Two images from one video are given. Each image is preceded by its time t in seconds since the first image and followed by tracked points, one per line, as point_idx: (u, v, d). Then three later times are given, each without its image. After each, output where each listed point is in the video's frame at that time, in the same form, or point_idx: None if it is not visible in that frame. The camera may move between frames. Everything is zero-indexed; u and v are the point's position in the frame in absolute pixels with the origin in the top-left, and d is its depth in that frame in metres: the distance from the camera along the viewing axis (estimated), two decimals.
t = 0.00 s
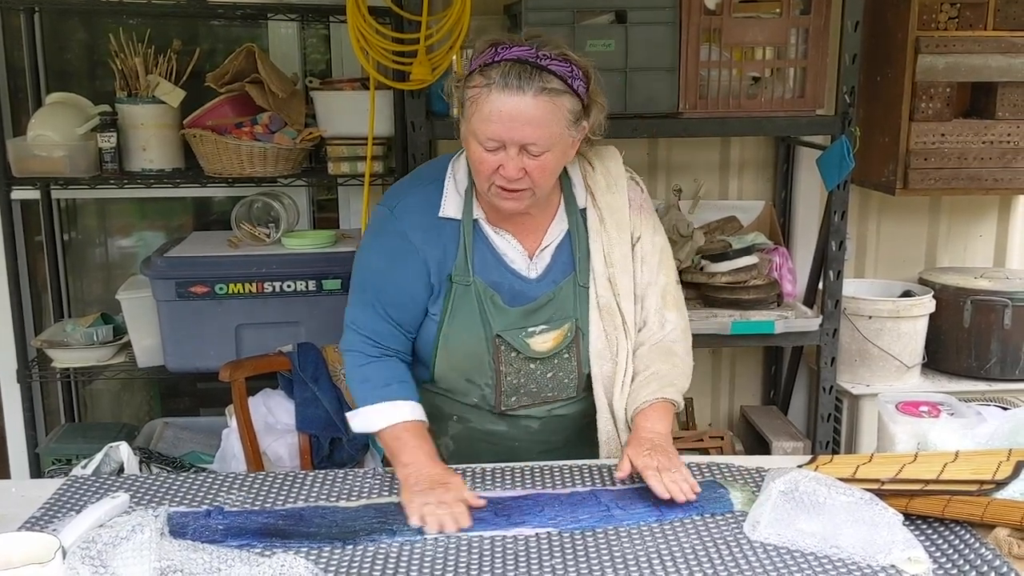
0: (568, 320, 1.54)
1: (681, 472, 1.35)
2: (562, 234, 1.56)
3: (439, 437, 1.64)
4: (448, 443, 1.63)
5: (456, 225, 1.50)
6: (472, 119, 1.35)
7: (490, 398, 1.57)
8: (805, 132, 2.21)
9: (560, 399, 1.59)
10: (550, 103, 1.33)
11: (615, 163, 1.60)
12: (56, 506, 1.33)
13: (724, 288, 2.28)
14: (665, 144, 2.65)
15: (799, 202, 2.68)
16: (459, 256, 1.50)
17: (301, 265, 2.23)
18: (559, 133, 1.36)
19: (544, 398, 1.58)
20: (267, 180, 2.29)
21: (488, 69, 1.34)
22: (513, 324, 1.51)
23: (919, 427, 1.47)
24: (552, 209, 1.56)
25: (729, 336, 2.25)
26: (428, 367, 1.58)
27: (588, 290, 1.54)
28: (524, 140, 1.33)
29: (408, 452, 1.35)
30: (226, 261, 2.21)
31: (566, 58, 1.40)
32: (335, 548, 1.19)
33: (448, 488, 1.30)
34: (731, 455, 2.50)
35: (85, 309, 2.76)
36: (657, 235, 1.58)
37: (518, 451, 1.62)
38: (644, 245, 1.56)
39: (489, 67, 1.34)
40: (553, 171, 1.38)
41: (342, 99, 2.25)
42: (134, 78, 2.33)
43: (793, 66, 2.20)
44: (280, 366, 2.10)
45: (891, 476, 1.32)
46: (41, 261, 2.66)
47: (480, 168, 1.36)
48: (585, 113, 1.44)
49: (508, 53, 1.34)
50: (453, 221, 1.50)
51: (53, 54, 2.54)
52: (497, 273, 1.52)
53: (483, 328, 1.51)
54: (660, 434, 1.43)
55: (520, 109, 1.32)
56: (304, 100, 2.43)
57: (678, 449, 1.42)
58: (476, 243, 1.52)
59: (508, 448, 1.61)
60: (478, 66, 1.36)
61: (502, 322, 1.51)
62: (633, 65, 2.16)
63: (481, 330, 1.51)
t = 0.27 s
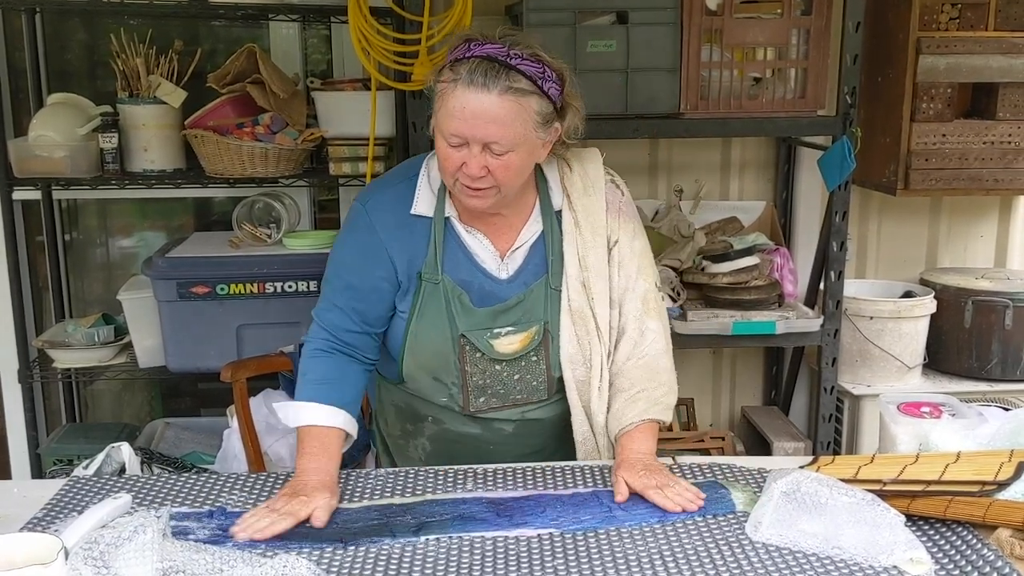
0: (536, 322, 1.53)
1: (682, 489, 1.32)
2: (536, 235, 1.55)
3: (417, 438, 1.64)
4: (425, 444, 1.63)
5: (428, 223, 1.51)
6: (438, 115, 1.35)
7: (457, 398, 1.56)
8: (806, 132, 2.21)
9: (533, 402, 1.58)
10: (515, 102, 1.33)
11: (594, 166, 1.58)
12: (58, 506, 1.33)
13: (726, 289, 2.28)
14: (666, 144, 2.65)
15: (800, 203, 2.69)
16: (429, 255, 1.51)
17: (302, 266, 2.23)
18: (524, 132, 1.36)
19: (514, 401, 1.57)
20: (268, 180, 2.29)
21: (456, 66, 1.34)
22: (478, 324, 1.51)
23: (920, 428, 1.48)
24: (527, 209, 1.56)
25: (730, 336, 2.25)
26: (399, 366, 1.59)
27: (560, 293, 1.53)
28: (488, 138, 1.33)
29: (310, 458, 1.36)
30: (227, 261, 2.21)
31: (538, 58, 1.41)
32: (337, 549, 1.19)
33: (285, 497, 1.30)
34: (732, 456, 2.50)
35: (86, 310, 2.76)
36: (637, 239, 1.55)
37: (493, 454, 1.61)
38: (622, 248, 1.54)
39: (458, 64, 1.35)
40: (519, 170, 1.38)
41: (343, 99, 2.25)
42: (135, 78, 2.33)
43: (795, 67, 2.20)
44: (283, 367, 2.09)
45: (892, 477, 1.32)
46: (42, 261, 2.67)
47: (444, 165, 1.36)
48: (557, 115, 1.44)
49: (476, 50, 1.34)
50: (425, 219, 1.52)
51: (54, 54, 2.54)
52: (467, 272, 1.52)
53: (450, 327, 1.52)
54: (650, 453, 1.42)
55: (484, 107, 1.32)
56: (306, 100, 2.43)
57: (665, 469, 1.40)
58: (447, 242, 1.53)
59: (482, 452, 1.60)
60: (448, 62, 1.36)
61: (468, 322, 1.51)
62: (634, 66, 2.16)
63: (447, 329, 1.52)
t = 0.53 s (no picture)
0: (500, 322, 1.52)
1: (685, 488, 1.32)
2: (504, 234, 1.55)
3: (392, 440, 1.64)
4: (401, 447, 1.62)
5: (393, 223, 1.53)
6: (401, 91, 1.40)
7: (425, 399, 1.56)
8: (808, 132, 2.20)
9: (503, 406, 1.56)
10: (472, 60, 1.39)
11: (564, 162, 1.56)
12: (60, 506, 1.33)
13: (728, 288, 2.28)
14: (667, 144, 2.65)
15: (801, 203, 2.68)
16: (394, 255, 1.53)
17: (303, 266, 2.23)
18: (486, 95, 1.41)
19: (482, 403, 1.55)
20: (269, 180, 2.29)
21: (409, 41, 1.41)
22: (441, 325, 1.51)
23: (923, 428, 1.47)
24: (494, 206, 1.56)
25: (732, 335, 2.25)
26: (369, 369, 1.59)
27: (526, 292, 1.52)
28: (451, 101, 1.38)
29: (338, 457, 1.37)
30: (228, 261, 2.21)
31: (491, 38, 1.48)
32: (339, 549, 1.19)
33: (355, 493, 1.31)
34: (733, 456, 2.50)
35: (86, 310, 2.75)
36: (612, 237, 1.53)
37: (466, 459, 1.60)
38: (594, 247, 1.51)
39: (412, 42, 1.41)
40: (489, 139, 1.42)
41: (344, 99, 2.25)
42: (137, 78, 2.33)
43: (797, 67, 2.20)
44: (283, 366, 2.07)
45: (895, 477, 1.32)
46: (43, 261, 2.66)
47: (414, 139, 1.39)
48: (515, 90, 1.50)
49: (427, 24, 1.41)
50: (391, 219, 1.53)
51: (54, 54, 2.54)
52: (433, 274, 1.53)
53: (413, 327, 1.52)
54: (649, 455, 1.40)
55: (443, 68, 1.38)
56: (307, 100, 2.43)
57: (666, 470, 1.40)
58: (413, 242, 1.54)
59: (454, 456, 1.60)
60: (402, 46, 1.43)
61: (431, 323, 1.51)
62: (635, 66, 2.15)
63: (411, 329, 1.52)
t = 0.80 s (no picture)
0: (488, 318, 1.51)
1: (688, 487, 1.32)
2: (493, 229, 1.55)
3: (384, 441, 1.61)
4: (392, 447, 1.60)
5: (380, 218, 1.54)
6: (391, 83, 1.41)
7: (415, 398, 1.54)
8: (809, 131, 2.20)
9: (492, 405, 1.54)
10: (462, 48, 1.41)
11: (554, 158, 1.56)
12: (61, 505, 1.32)
13: (729, 287, 2.28)
14: (669, 142, 2.64)
15: (803, 202, 2.68)
16: (381, 251, 1.53)
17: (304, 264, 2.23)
18: (476, 83, 1.42)
19: (472, 401, 1.53)
20: (270, 178, 2.29)
21: (394, 34, 1.42)
22: (428, 321, 1.50)
23: (926, 427, 1.47)
24: (483, 201, 1.56)
25: (733, 335, 2.24)
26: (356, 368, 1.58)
27: (515, 287, 1.52)
28: (444, 89, 1.39)
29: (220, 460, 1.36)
30: (229, 259, 2.21)
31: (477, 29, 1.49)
32: (341, 548, 1.18)
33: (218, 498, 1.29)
34: (734, 455, 2.50)
35: (87, 309, 2.75)
36: (603, 234, 1.52)
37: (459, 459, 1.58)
38: (585, 244, 1.51)
39: (396, 35, 1.42)
40: (484, 125, 1.42)
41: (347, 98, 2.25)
42: (138, 76, 2.32)
43: (799, 66, 2.19)
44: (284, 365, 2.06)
45: (898, 476, 1.31)
46: (43, 260, 2.66)
47: (408, 131, 1.39)
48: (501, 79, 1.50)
49: (411, 16, 1.42)
50: (378, 214, 1.54)
51: (56, 53, 2.54)
52: (421, 270, 1.53)
53: (401, 324, 1.52)
54: (649, 455, 1.39)
55: (433, 56, 1.39)
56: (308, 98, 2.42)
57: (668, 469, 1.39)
58: (400, 239, 1.54)
59: (448, 456, 1.58)
60: (386, 40, 1.44)
61: (418, 319, 1.50)
62: (637, 64, 2.15)
63: (398, 325, 1.52)
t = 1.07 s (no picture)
0: (485, 316, 1.51)
1: (690, 488, 1.32)
2: (488, 226, 1.54)
3: (379, 442, 1.60)
4: (387, 448, 1.59)
5: (375, 217, 1.52)
6: (386, 81, 1.41)
7: (412, 397, 1.54)
8: (812, 130, 2.19)
9: (490, 403, 1.55)
10: (458, 45, 1.40)
11: (548, 155, 1.56)
12: (63, 506, 1.32)
13: (731, 287, 2.28)
14: (671, 142, 2.64)
15: (805, 202, 2.68)
16: (376, 250, 1.51)
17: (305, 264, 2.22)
18: (472, 81, 1.41)
19: (470, 400, 1.54)
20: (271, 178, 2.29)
21: (389, 31, 1.41)
22: (425, 320, 1.50)
23: (930, 428, 1.47)
24: (479, 198, 1.55)
25: (735, 335, 2.23)
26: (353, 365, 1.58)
27: (512, 285, 1.51)
28: (440, 87, 1.39)
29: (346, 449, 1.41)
30: (231, 259, 2.20)
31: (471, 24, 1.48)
32: (345, 549, 1.18)
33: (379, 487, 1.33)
34: (736, 455, 2.49)
35: (88, 309, 2.75)
36: (597, 231, 1.52)
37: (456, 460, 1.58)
38: (580, 241, 1.51)
39: (392, 31, 1.41)
40: (480, 122, 1.42)
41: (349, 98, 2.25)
42: (140, 76, 2.32)
43: (801, 65, 2.19)
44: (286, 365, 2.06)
45: (902, 477, 1.31)
46: (44, 260, 2.66)
47: (404, 128, 1.40)
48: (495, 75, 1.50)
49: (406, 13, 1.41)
50: (373, 212, 1.52)
51: (57, 52, 2.53)
52: (416, 269, 1.51)
53: (397, 323, 1.50)
54: (650, 454, 1.40)
55: (428, 54, 1.39)
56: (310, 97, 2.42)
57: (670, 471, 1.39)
58: (395, 237, 1.52)
59: (443, 457, 1.57)
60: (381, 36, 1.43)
61: (415, 319, 1.50)
62: (639, 64, 2.15)
63: (394, 324, 1.51)
